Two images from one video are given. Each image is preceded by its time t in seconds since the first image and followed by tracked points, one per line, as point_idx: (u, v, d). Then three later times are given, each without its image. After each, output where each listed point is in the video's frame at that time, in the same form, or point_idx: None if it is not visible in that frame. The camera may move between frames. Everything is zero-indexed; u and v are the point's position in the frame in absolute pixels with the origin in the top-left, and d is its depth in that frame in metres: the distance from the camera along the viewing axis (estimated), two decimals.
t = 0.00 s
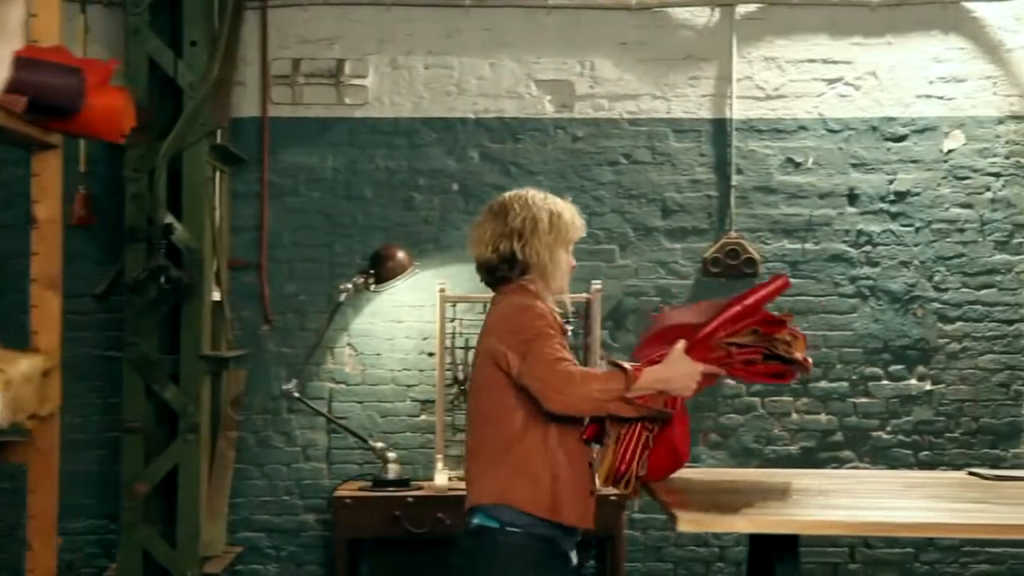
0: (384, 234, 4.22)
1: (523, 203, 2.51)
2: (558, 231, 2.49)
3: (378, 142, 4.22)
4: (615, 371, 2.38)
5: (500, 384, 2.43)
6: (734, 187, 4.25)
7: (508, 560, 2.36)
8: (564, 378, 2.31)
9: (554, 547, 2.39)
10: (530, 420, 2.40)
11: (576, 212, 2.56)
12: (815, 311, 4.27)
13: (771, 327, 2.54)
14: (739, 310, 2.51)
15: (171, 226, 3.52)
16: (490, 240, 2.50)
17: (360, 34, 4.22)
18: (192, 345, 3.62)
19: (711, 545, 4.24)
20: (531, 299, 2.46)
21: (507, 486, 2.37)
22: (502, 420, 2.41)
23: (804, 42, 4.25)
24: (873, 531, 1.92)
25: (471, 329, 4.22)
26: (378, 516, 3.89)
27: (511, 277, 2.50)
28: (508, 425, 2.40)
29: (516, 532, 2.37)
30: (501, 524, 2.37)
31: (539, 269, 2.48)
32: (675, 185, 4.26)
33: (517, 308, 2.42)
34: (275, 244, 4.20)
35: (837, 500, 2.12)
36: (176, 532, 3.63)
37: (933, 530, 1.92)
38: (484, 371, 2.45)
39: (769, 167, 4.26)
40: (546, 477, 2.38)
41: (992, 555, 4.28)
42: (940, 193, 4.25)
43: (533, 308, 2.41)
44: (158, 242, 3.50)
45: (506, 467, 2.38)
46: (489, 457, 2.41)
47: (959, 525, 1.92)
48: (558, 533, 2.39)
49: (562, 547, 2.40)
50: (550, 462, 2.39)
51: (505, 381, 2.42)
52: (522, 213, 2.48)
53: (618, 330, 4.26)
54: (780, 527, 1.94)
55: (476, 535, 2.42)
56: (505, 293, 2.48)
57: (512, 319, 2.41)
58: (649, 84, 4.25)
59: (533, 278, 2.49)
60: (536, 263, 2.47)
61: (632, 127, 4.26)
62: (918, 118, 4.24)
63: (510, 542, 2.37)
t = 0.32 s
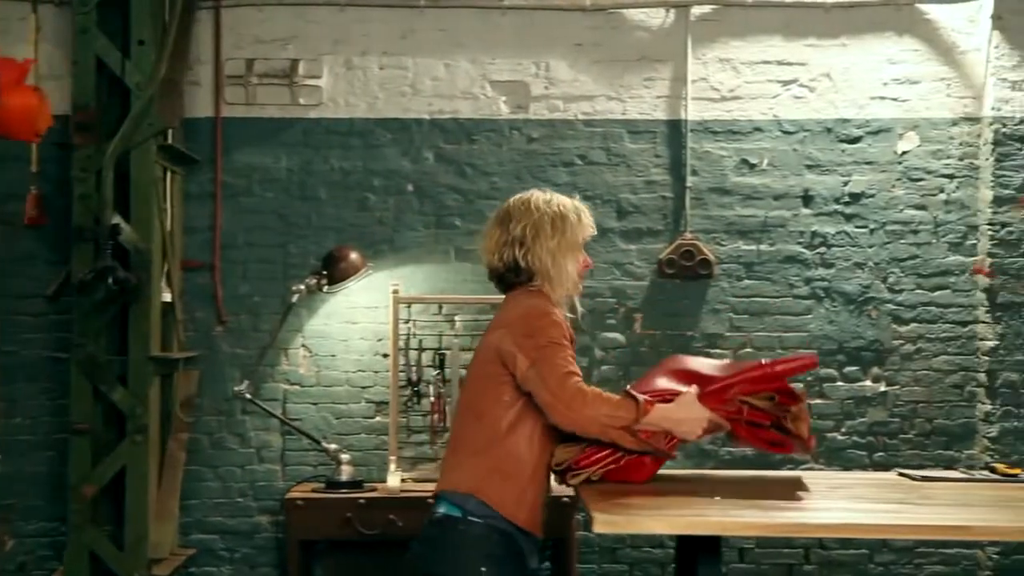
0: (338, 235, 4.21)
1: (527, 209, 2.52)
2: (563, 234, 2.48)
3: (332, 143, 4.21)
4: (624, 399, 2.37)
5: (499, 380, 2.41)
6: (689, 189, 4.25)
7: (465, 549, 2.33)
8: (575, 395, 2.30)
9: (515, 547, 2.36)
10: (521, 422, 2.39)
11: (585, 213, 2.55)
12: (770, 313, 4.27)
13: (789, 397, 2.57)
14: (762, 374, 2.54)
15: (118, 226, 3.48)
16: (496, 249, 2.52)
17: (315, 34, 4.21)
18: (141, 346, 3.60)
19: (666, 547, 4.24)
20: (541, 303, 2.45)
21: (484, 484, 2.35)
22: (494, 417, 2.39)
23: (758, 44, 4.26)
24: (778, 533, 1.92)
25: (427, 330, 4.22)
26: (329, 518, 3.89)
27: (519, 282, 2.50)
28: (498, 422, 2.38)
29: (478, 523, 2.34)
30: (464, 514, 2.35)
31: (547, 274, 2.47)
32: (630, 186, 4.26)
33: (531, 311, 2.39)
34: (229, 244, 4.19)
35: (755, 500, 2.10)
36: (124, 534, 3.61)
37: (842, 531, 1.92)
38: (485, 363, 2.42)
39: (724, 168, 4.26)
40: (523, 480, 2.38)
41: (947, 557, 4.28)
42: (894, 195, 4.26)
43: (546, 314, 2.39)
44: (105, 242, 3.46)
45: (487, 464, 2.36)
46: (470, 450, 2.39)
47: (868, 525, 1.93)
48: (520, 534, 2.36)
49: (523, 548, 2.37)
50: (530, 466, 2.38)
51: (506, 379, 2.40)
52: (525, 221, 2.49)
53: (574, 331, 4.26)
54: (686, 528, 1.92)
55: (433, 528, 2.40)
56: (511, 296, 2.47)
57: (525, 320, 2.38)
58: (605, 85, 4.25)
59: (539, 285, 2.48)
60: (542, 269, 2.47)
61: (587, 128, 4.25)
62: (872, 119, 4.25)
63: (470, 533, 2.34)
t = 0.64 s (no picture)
0: (296, 236, 4.19)
1: (496, 205, 2.33)
2: (526, 239, 2.30)
3: (291, 144, 4.20)
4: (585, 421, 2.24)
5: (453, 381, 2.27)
6: (648, 190, 4.24)
7: (400, 548, 2.23)
8: (536, 410, 2.17)
9: (456, 548, 2.25)
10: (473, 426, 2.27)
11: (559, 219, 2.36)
12: (729, 315, 4.27)
13: (760, 463, 2.29)
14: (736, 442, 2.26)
15: (69, 226, 3.47)
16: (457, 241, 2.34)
17: (273, 34, 4.20)
18: (93, 348, 3.57)
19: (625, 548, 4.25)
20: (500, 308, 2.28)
21: (432, 484, 2.24)
22: (446, 417, 2.27)
23: (718, 46, 4.26)
24: (705, 534, 1.91)
25: (386, 331, 4.21)
26: (284, 519, 3.88)
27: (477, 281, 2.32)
28: (451, 424, 2.26)
29: (415, 522, 2.24)
30: (403, 512, 2.24)
31: (505, 278, 2.30)
32: (590, 188, 4.25)
33: (490, 315, 2.24)
34: (187, 245, 4.18)
35: (681, 502, 2.10)
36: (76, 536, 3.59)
37: (768, 532, 1.91)
38: (439, 362, 2.28)
39: (684, 170, 4.26)
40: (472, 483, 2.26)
41: (906, 558, 4.27)
42: (853, 197, 4.26)
43: (504, 321, 2.24)
44: (56, 244, 3.45)
45: (436, 464, 2.25)
46: (419, 448, 2.28)
47: (794, 527, 1.92)
48: (464, 536, 2.25)
49: (463, 549, 2.25)
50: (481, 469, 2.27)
51: (461, 381, 2.27)
52: (489, 217, 2.31)
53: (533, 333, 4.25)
54: (616, 530, 1.91)
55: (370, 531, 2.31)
56: (467, 296, 2.30)
57: (484, 322, 2.24)
58: (565, 87, 4.24)
59: (492, 287, 2.31)
60: (498, 272, 2.29)
61: (546, 129, 4.24)
62: (831, 121, 4.25)
63: (408, 531, 2.24)
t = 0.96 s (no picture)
0: (260, 238, 4.18)
1: (434, 202, 2.13)
2: (448, 248, 2.09)
3: (255, 145, 4.19)
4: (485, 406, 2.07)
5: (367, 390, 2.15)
6: (612, 192, 4.24)
7: (358, 563, 2.09)
8: (430, 416, 2.02)
9: (413, 554, 2.11)
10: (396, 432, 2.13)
11: (497, 233, 2.13)
12: (694, 317, 4.27)
13: (702, 464, 2.26)
14: (680, 442, 2.22)
15: (26, 228, 3.43)
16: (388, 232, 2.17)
17: (237, 35, 4.19)
18: (51, 351, 3.57)
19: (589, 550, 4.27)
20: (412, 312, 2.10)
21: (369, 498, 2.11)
22: (373, 426, 2.14)
23: (682, 48, 4.26)
24: (639, 535, 1.92)
25: (350, 331, 4.20)
26: (246, 521, 3.86)
27: (398, 279, 2.15)
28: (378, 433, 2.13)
29: (370, 533, 2.11)
30: (354, 525, 2.10)
31: (419, 285, 2.10)
32: (554, 189, 4.24)
33: (389, 318, 2.08)
34: (149, 246, 4.17)
35: (621, 503, 2.10)
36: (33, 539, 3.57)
37: (705, 533, 1.91)
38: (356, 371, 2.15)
39: (648, 172, 4.26)
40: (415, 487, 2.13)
41: (869, 560, 4.29)
42: (817, 198, 4.26)
43: (408, 323, 2.07)
44: (12, 245, 3.41)
45: (370, 476, 2.13)
46: (358, 462, 2.15)
47: (727, 528, 1.92)
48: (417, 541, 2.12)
49: (421, 554, 2.12)
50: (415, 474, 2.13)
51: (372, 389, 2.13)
52: (419, 215, 2.12)
53: (498, 334, 4.24)
54: (546, 531, 1.92)
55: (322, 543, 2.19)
56: (382, 294, 2.14)
57: (382, 329, 2.09)
58: (529, 88, 4.23)
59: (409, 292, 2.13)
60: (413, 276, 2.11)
61: (510, 130, 4.23)
62: (795, 123, 4.26)
63: (364, 542, 2.10)
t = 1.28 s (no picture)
0: (230, 239, 4.17)
1: (357, 210, 2.11)
2: (372, 258, 2.07)
3: (224, 146, 4.18)
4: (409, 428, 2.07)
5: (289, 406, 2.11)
6: (583, 193, 4.23)
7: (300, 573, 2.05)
8: (358, 436, 2.01)
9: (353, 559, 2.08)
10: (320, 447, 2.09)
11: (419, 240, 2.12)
12: (665, 318, 4.26)
13: (653, 463, 2.26)
14: (630, 440, 2.22)
15: None
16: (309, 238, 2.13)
17: (206, 36, 4.18)
18: (16, 352, 3.57)
19: (560, 551, 4.27)
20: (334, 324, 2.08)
21: (298, 512, 2.07)
22: (293, 441, 2.10)
23: (652, 49, 4.25)
24: (586, 538, 1.91)
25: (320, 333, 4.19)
26: (213, 523, 3.85)
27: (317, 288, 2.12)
28: (300, 448, 2.09)
29: (309, 543, 2.07)
30: (293, 537, 2.07)
31: (341, 295, 2.08)
32: (525, 191, 4.24)
33: (312, 333, 2.06)
34: (118, 247, 4.16)
35: (569, 505, 2.09)
36: None
37: (647, 535, 1.90)
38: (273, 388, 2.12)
39: (618, 173, 4.25)
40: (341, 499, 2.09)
41: (839, 561, 4.30)
42: (787, 200, 4.26)
43: (325, 333, 2.06)
44: None
45: (299, 490, 2.08)
46: (280, 478, 2.11)
47: (670, 529, 1.91)
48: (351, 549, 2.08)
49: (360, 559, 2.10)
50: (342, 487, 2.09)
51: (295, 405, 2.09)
52: (342, 222, 2.09)
53: (469, 336, 4.24)
54: (495, 533, 1.92)
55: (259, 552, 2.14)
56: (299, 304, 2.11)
57: (304, 345, 2.06)
58: (499, 89, 4.23)
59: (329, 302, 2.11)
60: (335, 285, 2.08)
61: (481, 132, 4.23)
62: (765, 125, 4.26)
63: (305, 552, 2.06)
